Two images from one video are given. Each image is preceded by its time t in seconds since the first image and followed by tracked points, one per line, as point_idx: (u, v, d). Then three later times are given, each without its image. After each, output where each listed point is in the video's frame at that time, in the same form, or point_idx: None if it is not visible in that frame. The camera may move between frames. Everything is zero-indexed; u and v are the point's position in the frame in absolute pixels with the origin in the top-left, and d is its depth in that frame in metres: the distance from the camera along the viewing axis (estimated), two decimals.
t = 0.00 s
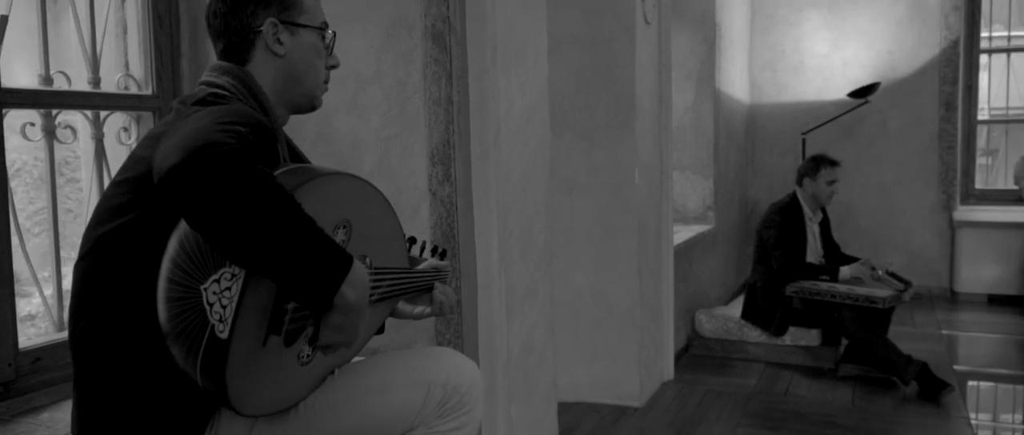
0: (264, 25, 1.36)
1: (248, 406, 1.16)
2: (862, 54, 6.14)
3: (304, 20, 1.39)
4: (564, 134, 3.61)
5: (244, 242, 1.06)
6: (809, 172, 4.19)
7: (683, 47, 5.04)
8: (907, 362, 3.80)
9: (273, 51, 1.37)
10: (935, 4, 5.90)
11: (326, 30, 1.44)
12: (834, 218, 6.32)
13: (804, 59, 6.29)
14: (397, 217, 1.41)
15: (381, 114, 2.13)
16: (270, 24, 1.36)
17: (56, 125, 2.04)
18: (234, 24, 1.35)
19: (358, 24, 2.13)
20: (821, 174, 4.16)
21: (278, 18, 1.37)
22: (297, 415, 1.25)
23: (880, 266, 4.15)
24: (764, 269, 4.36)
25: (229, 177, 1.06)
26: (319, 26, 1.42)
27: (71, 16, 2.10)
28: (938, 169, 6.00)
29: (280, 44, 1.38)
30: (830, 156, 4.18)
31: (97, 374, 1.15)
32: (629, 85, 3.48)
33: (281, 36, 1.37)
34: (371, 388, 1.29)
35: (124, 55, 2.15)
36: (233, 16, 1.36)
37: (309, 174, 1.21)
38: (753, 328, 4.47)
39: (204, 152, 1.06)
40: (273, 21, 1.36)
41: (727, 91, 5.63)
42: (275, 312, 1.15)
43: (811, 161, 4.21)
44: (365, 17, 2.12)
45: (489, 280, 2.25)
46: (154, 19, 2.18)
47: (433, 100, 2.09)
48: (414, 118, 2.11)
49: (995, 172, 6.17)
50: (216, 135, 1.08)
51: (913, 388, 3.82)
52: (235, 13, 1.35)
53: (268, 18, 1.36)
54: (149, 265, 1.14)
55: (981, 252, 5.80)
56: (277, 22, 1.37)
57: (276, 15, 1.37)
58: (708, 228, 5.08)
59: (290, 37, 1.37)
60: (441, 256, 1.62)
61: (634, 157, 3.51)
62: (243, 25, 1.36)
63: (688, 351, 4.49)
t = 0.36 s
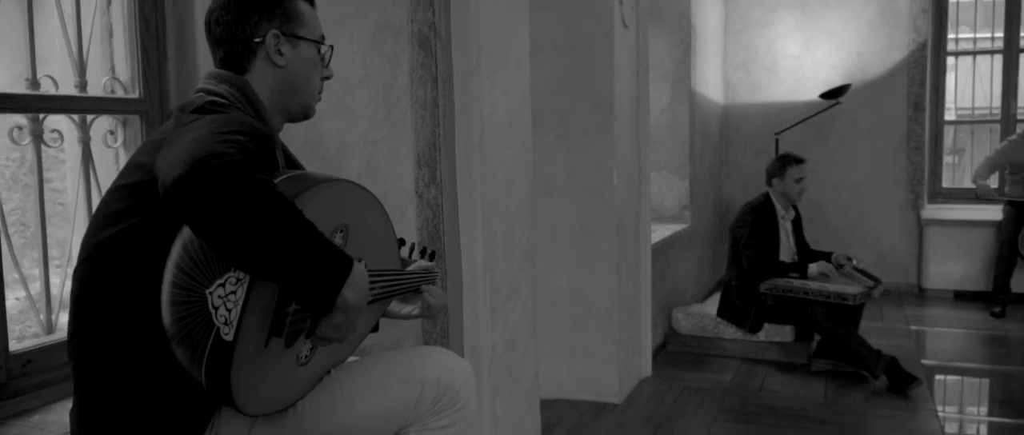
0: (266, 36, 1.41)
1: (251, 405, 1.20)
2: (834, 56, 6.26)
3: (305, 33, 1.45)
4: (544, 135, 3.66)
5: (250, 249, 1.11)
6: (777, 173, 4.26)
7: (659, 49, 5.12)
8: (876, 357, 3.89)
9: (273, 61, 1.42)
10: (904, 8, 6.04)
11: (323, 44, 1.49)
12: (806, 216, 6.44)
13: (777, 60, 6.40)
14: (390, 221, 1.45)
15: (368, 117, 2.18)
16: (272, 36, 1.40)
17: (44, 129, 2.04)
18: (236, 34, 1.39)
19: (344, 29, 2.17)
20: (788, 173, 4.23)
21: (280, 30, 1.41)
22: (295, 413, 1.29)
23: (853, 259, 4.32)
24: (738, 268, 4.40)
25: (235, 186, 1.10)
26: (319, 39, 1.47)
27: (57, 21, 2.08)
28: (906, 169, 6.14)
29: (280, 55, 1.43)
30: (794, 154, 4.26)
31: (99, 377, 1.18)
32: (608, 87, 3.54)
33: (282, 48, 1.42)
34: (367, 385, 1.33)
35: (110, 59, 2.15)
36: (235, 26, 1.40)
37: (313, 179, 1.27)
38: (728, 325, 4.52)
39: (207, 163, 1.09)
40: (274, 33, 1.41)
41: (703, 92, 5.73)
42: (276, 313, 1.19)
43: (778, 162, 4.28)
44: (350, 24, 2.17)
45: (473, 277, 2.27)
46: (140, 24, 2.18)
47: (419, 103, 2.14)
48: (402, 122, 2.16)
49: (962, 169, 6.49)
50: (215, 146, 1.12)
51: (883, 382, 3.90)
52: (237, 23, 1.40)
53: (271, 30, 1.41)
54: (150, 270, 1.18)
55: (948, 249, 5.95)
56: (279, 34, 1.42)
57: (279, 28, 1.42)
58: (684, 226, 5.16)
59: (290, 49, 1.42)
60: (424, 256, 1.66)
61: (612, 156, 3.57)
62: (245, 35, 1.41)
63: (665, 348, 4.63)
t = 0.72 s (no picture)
0: (261, 39, 1.42)
1: (255, 404, 1.23)
2: (804, 56, 6.37)
3: (299, 36, 1.46)
4: (524, 135, 3.69)
5: (258, 250, 1.14)
6: (761, 170, 4.30)
7: (635, 48, 5.17)
8: (848, 350, 3.98)
9: (268, 64, 1.43)
10: (871, 9, 6.18)
11: (316, 48, 1.50)
12: (778, 213, 6.54)
13: (749, 59, 6.50)
14: (386, 222, 1.49)
15: (356, 119, 2.10)
16: (267, 38, 1.42)
17: (27, 129, 1.95)
18: (231, 37, 1.40)
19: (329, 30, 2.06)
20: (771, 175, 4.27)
21: (275, 33, 1.43)
22: (296, 411, 1.30)
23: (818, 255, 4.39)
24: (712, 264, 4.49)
25: (243, 188, 1.13)
26: (312, 43, 1.48)
27: (37, 19, 2.00)
28: (874, 166, 6.27)
29: (275, 58, 1.44)
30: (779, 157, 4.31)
31: (100, 379, 1.19)
32: (587, 86, 3.58)
33: (277, 51, 1.43)
34: (366, 384, 1.35)
35: (92, 57, 2.07)
36: (230, 28, 1.41)
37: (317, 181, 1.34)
38: (704, 321, 4.62)
39: (216, 164, 1.11)
40: (270, 36, 1.42)
41: (676, 91, 5.80)
42: (280, 311, 1.22)
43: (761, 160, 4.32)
44: (338, 26, 2.07)
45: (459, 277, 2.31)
46: (124, 23, 2.10)
47: (406, 104, 2.16)
48: (389, 122, 2.14)
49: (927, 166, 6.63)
50: (219, 147, 1.13)
51: (854, 374, 4.00)
52: (233, 25, 1.41)
53: (266, 33, 1.42)
54: (149, 272, 1.18)
55: (914, 245, 6.09)
56: (274, 37, 1.43)
57: (275, 31, 1.43)
58: (659, 224, 5.23)
59: (286, 52, 1.43)
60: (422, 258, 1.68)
61: (591, 155, 3.62)
62: (240, 38, 1.41)
63: (642, 343, 4.65)
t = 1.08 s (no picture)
0: (253, 38, 1.39)
1: (261, 404, 1.24)
2: (765, 55, 6.49)
3: (290, 34, 1.43)
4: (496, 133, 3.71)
5: (267, 251, 1.15)
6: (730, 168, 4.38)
7: (602, 46, 5.23)
8: (813, 344, 4.06)
9: (260, 63, 1.40)
10: (830, 9, 6.32)
11: (305, 45, 1.48)
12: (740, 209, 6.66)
13: (712, 58, 6.61)
14: (378, 221, 1.50)
15: (338, 116, 2.18)
16: (259, 37, 1.38)
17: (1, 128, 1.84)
18: (223, 35, 1.36)
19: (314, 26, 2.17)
20: (739, 172, 4.37)
21: (267, 32, 1.39)
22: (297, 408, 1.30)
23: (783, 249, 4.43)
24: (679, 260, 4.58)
25: (251, 190, 1.13)
26: (302, 41, 1.46)
27: (9, 13, 1.90)
28: (833, 163, 6.42)
29: (267, 57, 1.41)
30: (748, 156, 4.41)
31: (97, 381, 1.18)
32: (559, 84, 3.61)
33: (269, 50, 1.40)
34: (361, 383, 1.35)
35: (66, 54, 1.98)
36: (221, 26, 1.37)
37: (314, 181, 1.34)
38: (671, 317, 4.74)
39: (222, 167, 1.11)
40: (262, 35, 1.39)
41: (642, 89, 5.87)
42: (285, 310, 1.24)
43: (731, 158, 4.42)
44: (321, 22, 2.17)
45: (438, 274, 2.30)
46: (100, 19, 2.04)
47: (389, 102, 2.16)
48: (372, 120, 2.17)
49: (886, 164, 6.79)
50: (221, 149, 1.12)
51: (819, 367, 4.08)
52: (224, 24, 1.37)
53: (258, 32, 1.39)
54: (151, 272, 1.18)
55: (871, 240, 6.25)
56: (266, 36, 1.40)
57: (266, 28, 1.40)
58: (626, 221, 5.29)
59: (278, 52, 1.40)
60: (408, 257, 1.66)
61: (563, 152, 3.65)
62: (232, 36, 1.38)
63: (611, 339, 4.69)
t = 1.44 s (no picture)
0: (231, 33, 1.31)
1: (252, 405, 1.23)
2: (724, 56, 6.60)
3: (267, 25, 1.35)
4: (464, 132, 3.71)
5: (257, 259, 1.13)
6: (697, 170, 4.45)
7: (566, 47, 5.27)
8: (775, 339, 4.16)
9: (240, 58, 1.33)
10: (787, 11, 6.45)
11: (283, 34, 1.40)
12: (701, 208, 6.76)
13: (672, 59, 6.70)
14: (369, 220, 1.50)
15: (316, 116, 2.08)
16: (238, 32, 1.31)
17: None
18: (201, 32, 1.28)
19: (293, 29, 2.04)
20: (705, 176, 4.43)
21: (245, 26, 1.32)
22: (289, 408, 1.30)
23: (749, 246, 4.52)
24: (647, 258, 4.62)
25: (240, 197, 1.11)
26: (279, 30, 1.38)
27: None
28: (791, 163, 6.56)
29: (247, 51, 1.33)
30: (717, 161, 4.44)
31: (86, 391, 1.16)
32: (527, 83, 3.63)
33: (248, 44, 1.33)
34: (354, 382, 1.37)
35: (36, 52, 1.90)
36: (197, 21, 1.29)
37: (302, 181, 1.34)
38: (637, 313, 4.74)
39: (208, 174, 1.08)
40: (240, 30, 1.31)
41: (605, 89, 5.94)
42: (274, 314, 1.22)
43: (698, 160, 4.47)
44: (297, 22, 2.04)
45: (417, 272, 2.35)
46: (72, 17, 1.92)
47: (367, 101, 2.15)
48: (350, 120, 2.12)
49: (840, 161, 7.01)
50: (210, 155, 1.10)
51: (781, 362, 4.18)
52: (200, 19, 1.29)
53: (236, 26, 1.31)
54: (140, 275, 1.16)
55: (828, 238, 6.40)
56: (244, 30, 1.32)
57: (244, 21, 1.32)
58: (591, 220, 5.33)
59: (258, 46, 1.33)
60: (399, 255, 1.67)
61: (532, 152, 3.68)
62: (209, 31, 1.30)
63: (577, 337, 4.79)
